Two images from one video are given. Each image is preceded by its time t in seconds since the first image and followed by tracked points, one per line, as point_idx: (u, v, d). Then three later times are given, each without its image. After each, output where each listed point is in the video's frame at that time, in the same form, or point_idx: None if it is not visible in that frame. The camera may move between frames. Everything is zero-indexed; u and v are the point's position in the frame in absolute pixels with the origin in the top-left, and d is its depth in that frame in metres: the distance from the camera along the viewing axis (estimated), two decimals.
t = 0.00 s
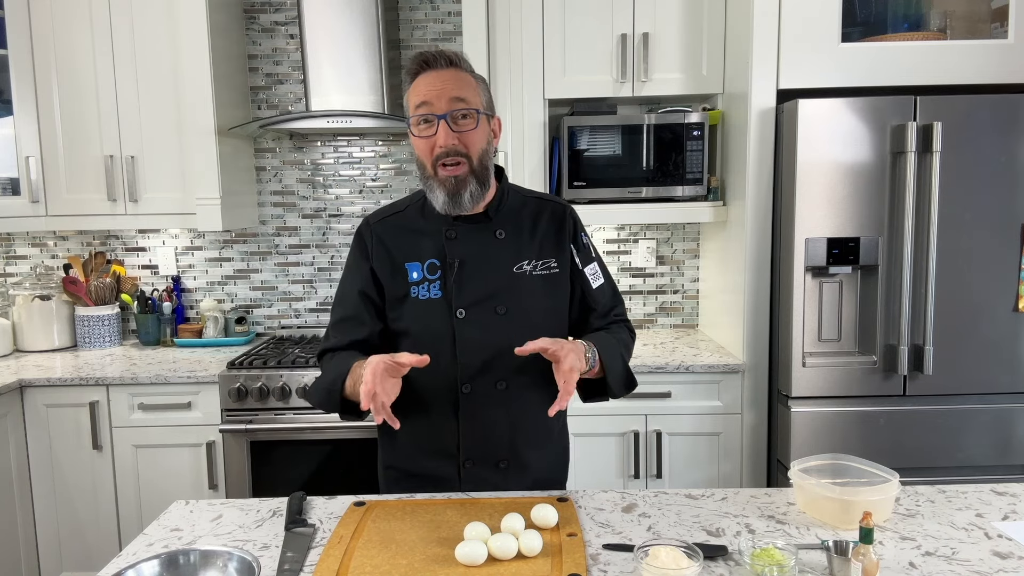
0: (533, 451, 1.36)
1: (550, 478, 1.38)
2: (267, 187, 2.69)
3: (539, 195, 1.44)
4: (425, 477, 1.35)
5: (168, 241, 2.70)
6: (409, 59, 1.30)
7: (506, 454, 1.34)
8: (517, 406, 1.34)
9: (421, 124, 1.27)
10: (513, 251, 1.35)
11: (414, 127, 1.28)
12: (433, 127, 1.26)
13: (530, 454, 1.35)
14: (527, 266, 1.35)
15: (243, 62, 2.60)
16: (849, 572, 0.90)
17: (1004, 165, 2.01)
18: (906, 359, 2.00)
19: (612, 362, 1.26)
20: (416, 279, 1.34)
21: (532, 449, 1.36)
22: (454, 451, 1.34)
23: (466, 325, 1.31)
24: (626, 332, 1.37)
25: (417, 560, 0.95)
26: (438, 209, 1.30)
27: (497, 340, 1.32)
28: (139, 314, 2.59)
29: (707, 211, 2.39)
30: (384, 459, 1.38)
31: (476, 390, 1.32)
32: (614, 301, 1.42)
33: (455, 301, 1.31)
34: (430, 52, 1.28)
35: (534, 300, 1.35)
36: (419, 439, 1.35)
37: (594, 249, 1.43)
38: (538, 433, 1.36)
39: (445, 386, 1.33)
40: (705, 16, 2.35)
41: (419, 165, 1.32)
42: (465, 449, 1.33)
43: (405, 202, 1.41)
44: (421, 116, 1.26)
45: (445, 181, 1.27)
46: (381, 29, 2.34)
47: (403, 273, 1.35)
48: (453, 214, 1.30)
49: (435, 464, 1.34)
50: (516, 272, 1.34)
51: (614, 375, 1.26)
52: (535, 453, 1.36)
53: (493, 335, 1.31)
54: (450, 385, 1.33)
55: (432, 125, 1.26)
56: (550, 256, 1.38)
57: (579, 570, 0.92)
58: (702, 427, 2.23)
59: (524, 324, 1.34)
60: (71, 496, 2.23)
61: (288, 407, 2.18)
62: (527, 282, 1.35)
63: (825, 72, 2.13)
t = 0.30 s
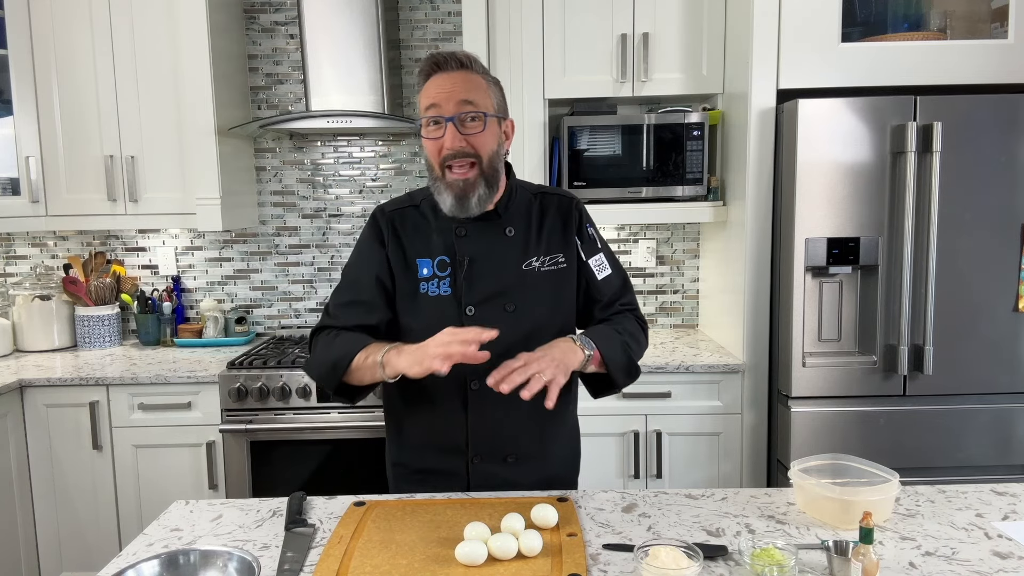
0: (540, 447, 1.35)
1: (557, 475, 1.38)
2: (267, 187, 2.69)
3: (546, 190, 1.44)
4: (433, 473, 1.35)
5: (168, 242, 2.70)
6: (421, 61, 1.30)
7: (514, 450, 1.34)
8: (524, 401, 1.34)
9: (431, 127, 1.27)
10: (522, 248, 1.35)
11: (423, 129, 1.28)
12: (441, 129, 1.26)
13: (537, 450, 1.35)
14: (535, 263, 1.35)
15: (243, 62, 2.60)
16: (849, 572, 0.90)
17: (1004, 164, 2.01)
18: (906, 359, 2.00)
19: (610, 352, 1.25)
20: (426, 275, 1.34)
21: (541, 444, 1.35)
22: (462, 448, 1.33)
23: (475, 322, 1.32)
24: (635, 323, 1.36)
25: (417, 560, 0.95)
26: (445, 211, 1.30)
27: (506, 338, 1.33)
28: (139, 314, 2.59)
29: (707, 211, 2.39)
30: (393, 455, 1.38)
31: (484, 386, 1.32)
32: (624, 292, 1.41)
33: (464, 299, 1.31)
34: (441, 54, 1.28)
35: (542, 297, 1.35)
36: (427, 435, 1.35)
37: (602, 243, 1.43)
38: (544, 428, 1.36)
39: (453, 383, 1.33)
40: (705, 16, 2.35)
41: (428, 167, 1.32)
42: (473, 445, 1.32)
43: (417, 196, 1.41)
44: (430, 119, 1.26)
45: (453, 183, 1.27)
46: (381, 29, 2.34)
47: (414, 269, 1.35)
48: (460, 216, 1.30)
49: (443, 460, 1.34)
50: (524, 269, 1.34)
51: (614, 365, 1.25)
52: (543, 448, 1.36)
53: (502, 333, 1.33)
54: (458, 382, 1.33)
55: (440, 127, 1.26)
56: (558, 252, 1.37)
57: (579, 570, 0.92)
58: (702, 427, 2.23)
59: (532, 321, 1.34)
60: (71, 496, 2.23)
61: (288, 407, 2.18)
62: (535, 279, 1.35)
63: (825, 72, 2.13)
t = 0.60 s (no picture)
0: (540, 447, 1.35)
1: (558, 476, 1.37)
2: (267, 187, 2.69)
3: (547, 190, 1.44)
4: (433, 472, 1.35)
5: (168, 241, 2.70)
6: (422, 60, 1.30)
7: (514, 452, 1.34)
8: (524, 402, 1.34)
9: (434, 126, 1.27)
10: (522, 248, 1.35)
11: (427, 128, 1.28)
12: (446, 128, 1.27)
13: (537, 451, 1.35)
14: (536, 263, 1.36)
15: (243, 62, 2.60)
16: (849, 572, 0.90)
17: (1004, 164, 2.01)
18: (906, 359, 2.00)
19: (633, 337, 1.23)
20: (425, 275, 1.35)
21: (540, 444, 1.35)
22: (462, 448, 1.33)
23: (476, 323, 1.31)
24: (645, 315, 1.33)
25: (417, 561, 0.95)
26: (450, 210, 1.30)
27: (506, 337, 1.33)
28: (139, 314, 2.59)
29: (707, 211, 2.39)
30: (392, 454, 1.38)
31: (484, 386, 1.32)
32: (629, 288, 1.39)
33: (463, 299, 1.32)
34: (443, 53, 1.28)
35: (542, 297, 1.35)
36: (427, 434, 1.35)
37: (605, 242, 1.42)
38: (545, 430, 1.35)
39: (453, 384, 1.33)
40: (705, 16, 2.35)
41: (433, 166, 1.32)
42: (473, 445, 1.32)
43: (417, 196, 1.41)
44: (434, 118, 1.26)
45: (458, 182, 1.27)
46: (381, 29, 2.34)
47: (413, 269, 1.35)
48: (465, 215, 1.31)
49: (442, 459, 1.34)
50: (524, 269, 1.35)
51: (639, 351, 1.22)
52: (543, 448, 1.36)
53: (501, 333, 1.32)
54: (457, 383, 1.33)
55: (445, 126, 1.27)
56: (559, 252, 1.37)
57: (579, 570, 0.92)
58: (702, 427, 2.23)
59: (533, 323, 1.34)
60: (71, 496, 2.23)
61: (288, 407, 2.18)
62: (536, 280, 1.35)
63: (825, 72, 2.13)
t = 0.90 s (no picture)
0: (536, 454, 1.35)
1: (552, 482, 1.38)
2: (267, 187, 2.69)
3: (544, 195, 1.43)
4: (427, 477, 1.36)
5: (168, 242, 2.70)
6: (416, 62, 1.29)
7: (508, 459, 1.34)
8: (518, 411, 1.34)
9: (428, 129, 1.27)
10: (519, 254, 1.35)
11: (421, 131, 1.28)
12: (441, 131, 1.26)
13: (532, 459, 1.35)
14: (533, 270, 1.35)
15: (243, 62, 2.60)
16: (849, 572, 0.90)
17: (1004, 164, 2.01)
18: (906, 359, 2.00)
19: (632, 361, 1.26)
20: (420, 280, 1.34)
21: (534, 452, 1.35)
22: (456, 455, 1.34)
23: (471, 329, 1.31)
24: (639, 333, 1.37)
25: (416, 561, 0.95)
26: (444, 214, 1.30)
27: (501, 343, 1.32)
28: (139, 314, 2.59)
29: (707, 211, 2.39)
30: (387, 458, 1.39)
31: (477, 394, 1.32)
32: (623, 301, 1.42)
33: (459, 304, 1.31)
34: (437, 56, 1.27)
35: (539, 304, 1.35)
36: (421, 439, 1.36)
37: (602, 251, 1.43)
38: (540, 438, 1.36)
39: (447, 390, 1.33)
40: (705, 16, 2.35)
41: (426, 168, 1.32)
42: (465, 452, 1.33)
43: (410, 202, 1.41)
44: (429, 121, 1.26)
45: (452, 186, 1.26)
46: (381, 29, 2.34)
47: (408, 274, 1.35)
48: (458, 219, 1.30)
49: (436, 465, 1.35)
50: (521, 276, 1.34)
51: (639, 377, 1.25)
52: (536, 455, 1.35)
53: (497, 339, 1.32)
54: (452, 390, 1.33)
55: (440, 129, 1.26)
56: (556, 259, 1.37)
57: (579, 570, 0.92)
58: (702, 427, 2.23)
59: (529, 329, 1.34)
60: (71, 496, 2.23)
61: (288, 407, 2.18)
62: (532, 287, 1.35)
63: (825, 72, 2.13)
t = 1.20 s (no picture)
0: (529, 456, 1.36)
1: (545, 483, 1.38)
2: (267, 187, 2.69)
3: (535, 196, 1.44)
4: (420, 479, 1.35)
5: (168, 242, 2.70)
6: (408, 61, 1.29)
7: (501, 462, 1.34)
8: (511, 412, 1.34)
9: (420, 128, 1.27)
10: (511, 255, 1.35)
11: (413, 130, 1.28)
12: (433, 131, 1.26)
13: (525, 460, 1.35)
14: (526, 271, 1.35)
15: (243, 62, 2.60)
16: (849, 572, 0.90)
17: (1004, 164, 2.01)
18: (906, 359, 2.00)
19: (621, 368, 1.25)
20: (413, 282, 1.34)
21: (527, 453, 1.35)
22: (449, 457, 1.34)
23: (463, 330, 1.31)
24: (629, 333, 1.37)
25: (416, 561, 0.95)
26: (437, 215, 1.30)
27: (495, 343, 1.32)
28: (139, 314, 2.59)
29: (707, 211, 2.39)
30: (380, 459, 1.39)
31: (471, 395, 1.32)
32: (613, 301, 1.42)
33: (451, 305, 1.31)
34: (429, 55, 1.27)
35: (531, 304, 1.35)
36: (413, 442, 1.35)
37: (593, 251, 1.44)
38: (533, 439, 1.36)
39: (441, 390, 1.33)
40: (705, 16, 2.35)
41: (418, 168, 1.32)
42: (459, 454, 1.32)
43: (402, 203, 1.40)
44: (421, 120, 1.26)
45: (445, 186, 1.27)
46: (381, 29, 2.34)
47: (400, 275, 1.35)
48: (452, 219, 1.30)
49: (430, 467, 1.35)
50: (513, 276, 1.34)
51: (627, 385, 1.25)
52: (529, 456, 1.36)
53: (490, 340, 1.32)
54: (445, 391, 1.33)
55: (432, 129, 1.26)
56: (548, 259, 1.37)
57: (579, 570, 0.92)
58: (702, 427, 2.23)
59: (522, 330, 1.34)
60: (71, 496, 2.23)
61: (289, 407, 2.18)
62: (525, 287, 1.35)
63: (825, 72, 2.13)
